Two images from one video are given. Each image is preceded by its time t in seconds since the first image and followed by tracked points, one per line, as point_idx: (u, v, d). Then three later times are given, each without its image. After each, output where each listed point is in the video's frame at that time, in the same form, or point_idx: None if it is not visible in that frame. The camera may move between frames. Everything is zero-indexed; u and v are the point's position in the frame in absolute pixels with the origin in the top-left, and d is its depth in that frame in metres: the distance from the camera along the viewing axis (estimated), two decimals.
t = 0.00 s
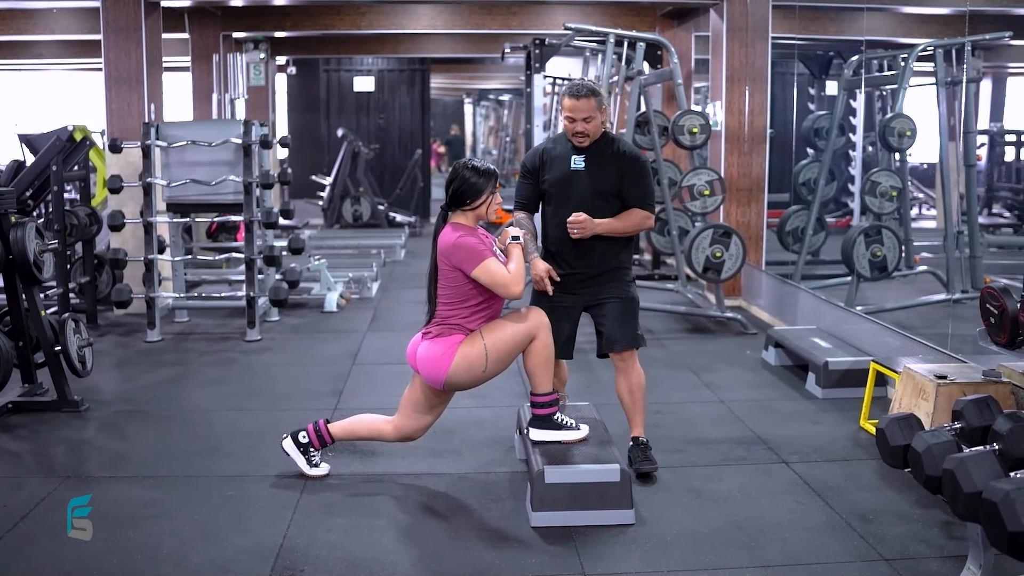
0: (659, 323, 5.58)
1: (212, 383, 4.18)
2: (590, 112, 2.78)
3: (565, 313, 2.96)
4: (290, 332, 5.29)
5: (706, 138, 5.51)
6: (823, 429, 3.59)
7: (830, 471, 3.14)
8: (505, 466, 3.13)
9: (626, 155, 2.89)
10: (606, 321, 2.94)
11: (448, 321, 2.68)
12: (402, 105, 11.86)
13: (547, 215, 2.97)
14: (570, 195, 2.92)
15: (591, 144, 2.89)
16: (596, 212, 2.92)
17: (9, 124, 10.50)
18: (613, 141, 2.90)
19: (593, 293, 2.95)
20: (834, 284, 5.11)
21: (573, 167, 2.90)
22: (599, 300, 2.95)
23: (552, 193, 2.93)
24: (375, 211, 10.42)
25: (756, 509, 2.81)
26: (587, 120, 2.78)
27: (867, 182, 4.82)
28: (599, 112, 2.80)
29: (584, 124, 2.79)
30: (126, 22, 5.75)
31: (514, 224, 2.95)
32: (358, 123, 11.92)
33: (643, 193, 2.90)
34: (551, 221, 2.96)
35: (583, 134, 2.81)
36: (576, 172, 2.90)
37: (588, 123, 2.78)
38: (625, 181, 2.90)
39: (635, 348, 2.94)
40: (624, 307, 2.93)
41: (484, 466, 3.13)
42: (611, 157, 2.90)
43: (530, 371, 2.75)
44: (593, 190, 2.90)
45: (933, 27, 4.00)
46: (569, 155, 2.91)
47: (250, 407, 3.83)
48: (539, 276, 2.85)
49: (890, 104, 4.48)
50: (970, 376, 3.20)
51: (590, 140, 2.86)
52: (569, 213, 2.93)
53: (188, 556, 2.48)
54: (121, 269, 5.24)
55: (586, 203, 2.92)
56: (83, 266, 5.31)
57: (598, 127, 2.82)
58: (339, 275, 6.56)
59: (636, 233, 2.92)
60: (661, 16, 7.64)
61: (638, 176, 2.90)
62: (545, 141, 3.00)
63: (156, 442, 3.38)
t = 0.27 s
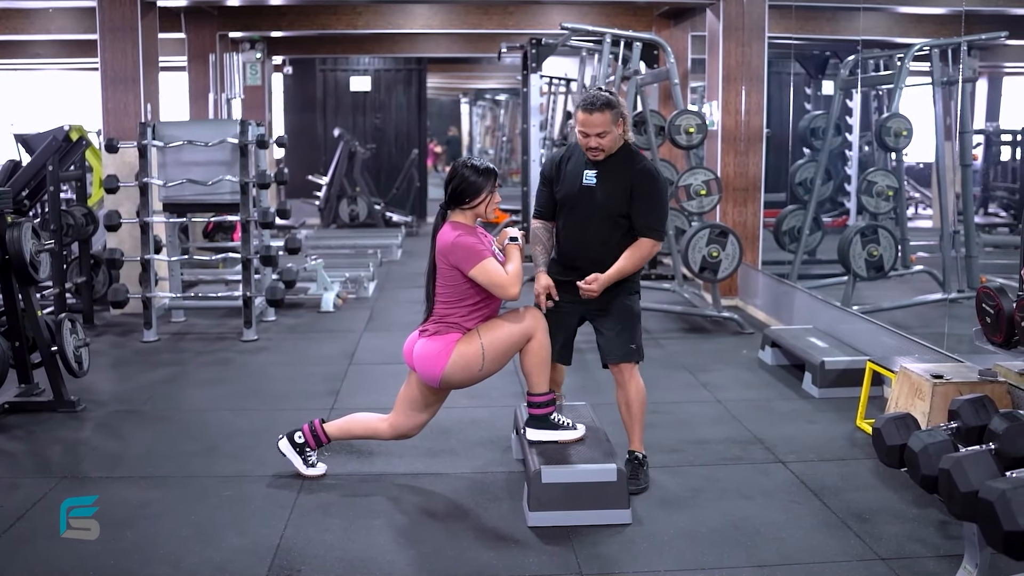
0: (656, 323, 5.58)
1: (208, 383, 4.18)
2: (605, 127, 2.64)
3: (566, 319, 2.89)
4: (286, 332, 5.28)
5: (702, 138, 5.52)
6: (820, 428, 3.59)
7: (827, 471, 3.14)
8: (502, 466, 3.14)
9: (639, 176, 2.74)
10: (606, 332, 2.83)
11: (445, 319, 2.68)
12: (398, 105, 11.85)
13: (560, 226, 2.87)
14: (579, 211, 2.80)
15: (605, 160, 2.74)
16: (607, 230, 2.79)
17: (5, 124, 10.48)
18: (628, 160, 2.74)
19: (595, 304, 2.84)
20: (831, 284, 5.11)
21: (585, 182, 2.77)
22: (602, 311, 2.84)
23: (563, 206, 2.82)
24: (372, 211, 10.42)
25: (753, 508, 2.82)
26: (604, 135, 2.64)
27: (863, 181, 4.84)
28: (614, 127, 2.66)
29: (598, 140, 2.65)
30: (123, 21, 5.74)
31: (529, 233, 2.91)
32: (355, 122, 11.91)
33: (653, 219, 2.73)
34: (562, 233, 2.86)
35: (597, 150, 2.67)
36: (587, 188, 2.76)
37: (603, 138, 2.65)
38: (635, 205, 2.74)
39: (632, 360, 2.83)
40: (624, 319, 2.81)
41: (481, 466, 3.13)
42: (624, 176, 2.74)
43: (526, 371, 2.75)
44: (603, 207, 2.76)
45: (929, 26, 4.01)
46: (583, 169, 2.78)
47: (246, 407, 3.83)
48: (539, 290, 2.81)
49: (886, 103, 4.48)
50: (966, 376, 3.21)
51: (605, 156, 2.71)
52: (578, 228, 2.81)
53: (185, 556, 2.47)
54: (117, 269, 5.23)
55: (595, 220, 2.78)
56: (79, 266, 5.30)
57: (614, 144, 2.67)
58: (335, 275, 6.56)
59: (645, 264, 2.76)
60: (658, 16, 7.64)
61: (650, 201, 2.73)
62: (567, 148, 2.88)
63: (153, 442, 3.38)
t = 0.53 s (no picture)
0: (652, 322, 5.58)
1: (205, 384, 4.17)
2: (610, 149, 2.57)
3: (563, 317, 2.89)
4: (282, 332, 5.28)
5: (698, 138, 5.52)
6: (816, 428, 3.60)
7: (823, 470, 3.15)
8: (499, 466, 3.14)
9: (636, 196, 2.69)
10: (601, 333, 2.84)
11: (443, 316, 2.67)
12: (394, 105, 11.85)
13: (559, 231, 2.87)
14: (574, 221, 2.78)
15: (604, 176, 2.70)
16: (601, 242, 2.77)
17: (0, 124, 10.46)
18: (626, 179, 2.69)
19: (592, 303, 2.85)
20: (827, 284, 5.12)
21: (582, 195, 2.74)
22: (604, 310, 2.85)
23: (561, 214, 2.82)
24: (368, 211, 10.42)
25: (749, 508, 2.82)
26: (607, 158, 2.58)
27: (859, 181, 4.84)
28: (619, 149, 2.59)
29: (601, 161, 2.58)
30: (118, 21, 5.73)
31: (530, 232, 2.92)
32: (351, 122, 11.91)
33: (637, 245, 2.67)
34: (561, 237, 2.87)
35: (600, 170, 2.62)
36: (583, 201, 2.74)
37: (607, 159, 2.58)
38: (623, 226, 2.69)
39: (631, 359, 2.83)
40: (623, 318, 2.81)
41: (478, 466, 3.13)
42: (618, 194, 2.70)
43: (523, 369, 2.75)
44: (596, 222, 2.74)
45: (924, 26, 4.01)
46: (582, 182, 2.74)
47: (243, 407, 3.83)
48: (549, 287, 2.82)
49: (882, 103, 4.49)
50: (962, 376, 3.21)
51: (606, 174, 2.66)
52: (572, 237, 2.80)
53: (181, 557, 2.47)
54: (113, 269, 5.22)
55: (588, 232, 2.77)
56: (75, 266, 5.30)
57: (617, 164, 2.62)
58: (332, 275, 6.56)
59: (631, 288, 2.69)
60: (654, 16, 7.64)
61: (642, 224, 2.68)
62: (572, 151, 2.85)
63: (149, 442, 3.37)
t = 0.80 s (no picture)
0: (648, 323, 5.59)
1: (200, 384, 4.16)
2: (599, 186, 2.51)
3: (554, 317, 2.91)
4: (278, 332, 5.27)
5: (694, 138, 5.52)
6: (812, 428, 3.60)
7: (820, 471, 3.15)
8: (495, 467, 3.14)
9: (617, 232, 2.66)
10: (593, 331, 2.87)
11: (441, 314, 2.66)
12: (390, 105, 11.85)
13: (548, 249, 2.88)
14: (561, 250, 2.79)
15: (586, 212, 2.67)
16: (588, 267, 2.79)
17: None
18: (609, 214, 2.66)
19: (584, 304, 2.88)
20: (822, 284, 5.12)
21: (566, 228, 2.74)
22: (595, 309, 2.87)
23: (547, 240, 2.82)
24: (363, 211, 10.41)
25: (746, 508, 2.82)
26: (594, 195, 2.52)
27: (855, 181, 4.85)
28: (607, 185, 2.53)
29: (590, 198, 2.53)
30: (113, 21, 5.72)
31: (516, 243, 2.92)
32: (346, 122, 11.90)
33: (616, 280, 2.65)
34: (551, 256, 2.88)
35: (587, 206, 2.56)
36: (568, 234, 2.74)
37: (595, 197, 2.53)
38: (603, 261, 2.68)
39: (622, 357, 2.82)
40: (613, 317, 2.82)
41: (474, 467, 3.13)
42: (599, 229, 2.68)
43: (521, 370, 2.75)
44: (581, 253, 2.75)
45: (920, 26, 4.02)
46: (566, 214, 2.74)
47: (239, 408, 3.82)
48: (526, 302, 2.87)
49: (877, 103, 4.49)
50: (958, 376, 3.22)
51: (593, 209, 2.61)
52: (560, 261, 2.83)
53: (177, 558, 2.46)
54: (107, 269, 5.21)
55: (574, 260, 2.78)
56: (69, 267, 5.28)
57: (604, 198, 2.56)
58: (327, 275, 6.55)
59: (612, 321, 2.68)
60: (650, 16, 7.64)
61: (622, 262, 2.65)
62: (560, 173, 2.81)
63: (145, 444, 3.36)
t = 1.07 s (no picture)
0: (646, 323, 5.58)
1: (198, 385, 4.15)
2: (599, 223, 2.48)
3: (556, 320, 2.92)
4: (275, 333, 5.26)
5: (692, 138, 5.52)
6: (811, 429, 3.60)
7: (818, 471, 3.15)
8: (493, 468, 3.13)
9: (609, 266, 2.64)
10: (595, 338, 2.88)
11: (440, 314, 2.66)
12: (388, 104, 11.84)
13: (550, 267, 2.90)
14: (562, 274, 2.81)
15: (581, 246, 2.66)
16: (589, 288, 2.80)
17: None
18: (603, 249, 2.65)
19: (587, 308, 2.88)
20: (820, 284, 5.12)
21: (563, 257, 2.74)
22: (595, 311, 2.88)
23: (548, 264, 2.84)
24: (361, 211, 10.40)
25: (745, 510, 2.82)
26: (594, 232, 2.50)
27: (853, 181, 4.85)
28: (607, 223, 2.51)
29: (589, 235, 2.51)
30: (110, 21, 5.71)
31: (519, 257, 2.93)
32: (344, 122, 11.89)
33: (608, 314, 2.63)
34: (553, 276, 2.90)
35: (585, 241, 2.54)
36: (565, 262, 2.74)
37: (594, 235, 2.51)
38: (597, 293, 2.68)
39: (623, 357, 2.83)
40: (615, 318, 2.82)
41: (472, 468, 3.13)
42: (594, 260, 2.67)
43: (519, 370, 2.74)
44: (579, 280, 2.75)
45: (918, 26, 4.01)
46: (563, 243, 2.74)
47: (236, 409, 3.81)
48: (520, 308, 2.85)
49: (875, 103, 4.49)
50: (957, 376, 3.21)
51: (591, 243, 2.59)
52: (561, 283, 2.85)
53: (175, 560, 2.46)
54: (104, 270, 5.20)
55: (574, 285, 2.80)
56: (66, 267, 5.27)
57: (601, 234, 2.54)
58: (325, 275, 6.54)
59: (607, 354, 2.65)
60: (647, 16, 7.64)
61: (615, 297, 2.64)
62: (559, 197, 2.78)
63: (142, 445, 3.35)
